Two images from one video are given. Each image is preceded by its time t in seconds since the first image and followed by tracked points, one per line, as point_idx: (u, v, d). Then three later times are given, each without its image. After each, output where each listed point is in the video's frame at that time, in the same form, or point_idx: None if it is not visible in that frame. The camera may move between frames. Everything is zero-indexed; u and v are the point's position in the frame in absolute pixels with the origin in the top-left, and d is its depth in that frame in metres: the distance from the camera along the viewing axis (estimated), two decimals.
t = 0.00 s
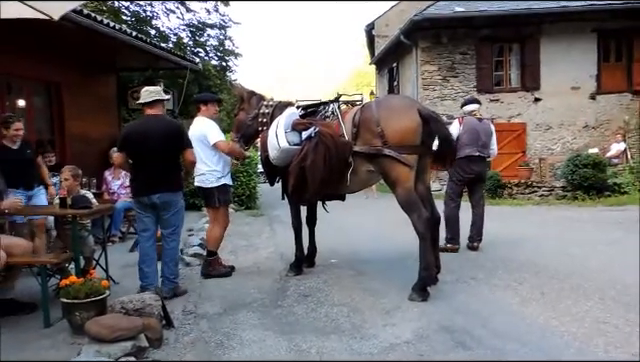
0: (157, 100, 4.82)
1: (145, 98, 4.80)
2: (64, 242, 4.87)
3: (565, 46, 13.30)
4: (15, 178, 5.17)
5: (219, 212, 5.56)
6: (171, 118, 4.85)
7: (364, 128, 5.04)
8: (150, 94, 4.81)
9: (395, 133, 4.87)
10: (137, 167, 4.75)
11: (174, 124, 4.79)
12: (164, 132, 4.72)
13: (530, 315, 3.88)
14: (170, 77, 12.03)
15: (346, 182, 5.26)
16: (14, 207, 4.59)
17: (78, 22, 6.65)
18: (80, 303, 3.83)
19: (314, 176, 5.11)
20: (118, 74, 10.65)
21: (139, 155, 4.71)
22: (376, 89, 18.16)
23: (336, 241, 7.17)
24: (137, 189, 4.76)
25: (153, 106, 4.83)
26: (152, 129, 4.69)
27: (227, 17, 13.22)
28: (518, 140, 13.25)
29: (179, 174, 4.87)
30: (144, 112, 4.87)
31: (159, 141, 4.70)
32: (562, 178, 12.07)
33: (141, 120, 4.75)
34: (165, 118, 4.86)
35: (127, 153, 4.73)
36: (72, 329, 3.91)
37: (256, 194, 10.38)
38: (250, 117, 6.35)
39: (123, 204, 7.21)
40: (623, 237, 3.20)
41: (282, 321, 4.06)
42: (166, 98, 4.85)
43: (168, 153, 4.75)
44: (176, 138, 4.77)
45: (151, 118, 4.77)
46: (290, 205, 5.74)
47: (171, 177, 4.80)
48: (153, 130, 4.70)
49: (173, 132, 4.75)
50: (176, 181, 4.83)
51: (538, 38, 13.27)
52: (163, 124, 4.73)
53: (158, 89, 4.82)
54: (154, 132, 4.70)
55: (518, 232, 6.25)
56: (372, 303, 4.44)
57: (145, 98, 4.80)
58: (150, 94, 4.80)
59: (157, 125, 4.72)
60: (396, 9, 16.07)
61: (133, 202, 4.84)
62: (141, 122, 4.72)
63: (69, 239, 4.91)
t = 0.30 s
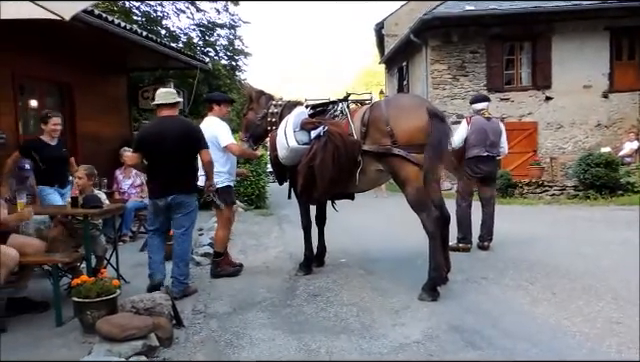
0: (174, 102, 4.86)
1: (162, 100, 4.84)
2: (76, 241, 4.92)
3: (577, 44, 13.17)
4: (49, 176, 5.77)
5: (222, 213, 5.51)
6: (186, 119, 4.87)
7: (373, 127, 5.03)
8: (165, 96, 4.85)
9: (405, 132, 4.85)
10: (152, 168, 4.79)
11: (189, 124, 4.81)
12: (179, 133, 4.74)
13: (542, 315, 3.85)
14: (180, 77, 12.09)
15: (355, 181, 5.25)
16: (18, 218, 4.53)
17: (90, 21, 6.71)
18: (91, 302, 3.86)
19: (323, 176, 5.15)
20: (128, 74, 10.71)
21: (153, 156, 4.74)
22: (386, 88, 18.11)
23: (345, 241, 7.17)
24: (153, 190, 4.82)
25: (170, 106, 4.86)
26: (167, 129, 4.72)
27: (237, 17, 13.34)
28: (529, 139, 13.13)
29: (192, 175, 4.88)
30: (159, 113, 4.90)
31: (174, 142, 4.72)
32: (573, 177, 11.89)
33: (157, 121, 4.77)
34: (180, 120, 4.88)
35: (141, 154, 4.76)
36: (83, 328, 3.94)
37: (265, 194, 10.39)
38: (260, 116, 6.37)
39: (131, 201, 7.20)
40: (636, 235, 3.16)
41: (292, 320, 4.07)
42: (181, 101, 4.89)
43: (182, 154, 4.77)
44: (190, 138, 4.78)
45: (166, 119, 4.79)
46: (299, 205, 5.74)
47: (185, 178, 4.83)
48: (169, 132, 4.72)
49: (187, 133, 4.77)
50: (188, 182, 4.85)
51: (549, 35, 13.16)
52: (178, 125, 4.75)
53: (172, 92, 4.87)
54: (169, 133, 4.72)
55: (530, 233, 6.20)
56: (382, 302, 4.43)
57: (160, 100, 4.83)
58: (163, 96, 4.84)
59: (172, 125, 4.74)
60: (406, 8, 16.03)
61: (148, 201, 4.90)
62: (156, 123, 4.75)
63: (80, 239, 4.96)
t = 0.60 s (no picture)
0: (178, 101, 4.87)
1: (166, 99, 4.84)
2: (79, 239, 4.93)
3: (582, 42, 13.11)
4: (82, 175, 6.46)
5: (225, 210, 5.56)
6: (190, 117, 4.87)
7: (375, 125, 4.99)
8: (169, 94, 4.85)
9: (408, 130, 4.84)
10: (156, 167, 4.79)
11: (194, 123, 4.81)
12: (184, 130, 4.73)
13: (544, 315, 3.84)
14: (184, 75, 12.09)
15: (358, 179, 5.24)
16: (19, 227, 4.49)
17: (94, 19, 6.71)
18: (93, 300, 3.87)
19: (326, 173, 5.12)
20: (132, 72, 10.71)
21: (157, 154, 4.74)
22: (389, 86, 18.05)
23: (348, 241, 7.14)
24: (157, 188, 4.83)
25: (174, 105, 4.87)
26: (172, 127, 4.71)
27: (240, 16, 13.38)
28: (533, 138, 12.89)
29: (196, 173, 4.89)
30: (163, 112, 4.91)
31: (179, 139, 4.71)
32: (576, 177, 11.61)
33: (162, 119, 4.77)
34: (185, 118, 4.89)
35: (145, 152, 4.76)
36: (86, 325, 3.95)
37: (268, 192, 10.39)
38: (264, 114, 6.37)
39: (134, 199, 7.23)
40: None
41: (294, 318, 4.06)
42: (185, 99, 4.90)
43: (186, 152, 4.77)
44: (195, 137, 4.78)
45: (171, 116, 4.79)
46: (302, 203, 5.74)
47: (188, 177, 4.83)
48: (174, 130, 4.71)
49: (192, 130, 4.76)
50: (192, 181, 4.85)
51: (553, 33, 13.11)
52: (182, 122, 4.75)
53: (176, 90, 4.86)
54: (174, 130, 4.71)
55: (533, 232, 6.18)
56: (384, 301, 4.42)
57: (164, 98, 4.83)
58: (165, 95, 4.83)
59: (176, 123, 4.74)
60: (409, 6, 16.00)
61: (151, 199, 4.91)
62: (161, 121, 4.75)
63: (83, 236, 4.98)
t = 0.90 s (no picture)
0: (179, 98, 4.87)
1: (168, 96, 4.84)
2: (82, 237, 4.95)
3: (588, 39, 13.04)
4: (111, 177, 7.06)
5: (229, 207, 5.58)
6: (192, 115, 4.87)
7: (378, 123, 5.00)
8: (169, 92, 4.84)
9: (410, 128, 4.82)
10: (157, 165, 4.80)
11: (194, 120, 4.81)
12: (185, 128, 4.74)
13: (549, 314, 3.82)
14: (188, 74, 12.09)
15: (361, 177, 5.23)
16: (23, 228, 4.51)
17: (97, 18, 6.70)
18: (97, 298, 3.88)
19: (328, 171, 5.07)
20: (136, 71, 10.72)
21: (158, 152, 4.75)
22: (393, 85, 18.02)
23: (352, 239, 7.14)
24: (159, 186, 4.83)
25: (176, 103, 4.88)
26: (173, 125, 4.72)
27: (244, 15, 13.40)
28: (537, 136, 13.04)
29: (196, 171, 4.89)
30: (164, 109, 4.91)
31: (180, 138, 4.72)
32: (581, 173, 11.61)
33: (164, 117, 4.78)
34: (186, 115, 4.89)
35: (146, 150, 4.76)
36: (89, 324, 3.96)
37: (271, 189, 10.41)
38: (267, 112, 6.38)
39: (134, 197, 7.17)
40: None
41: (296, 317, 4.06)
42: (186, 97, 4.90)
43: (188, 150, 4.76)
44: (196, 135, 4.78)
45: (172, 114, 4.80)
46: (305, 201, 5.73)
47: (190, 174, 4.84)
48: (176, 128, 4.72)
49: (193, 128, 4.77)
50: (193, 179, 4.86)
51: (558, 31, 13.04)
52: (184, 121, 4.76)
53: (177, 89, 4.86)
54: (175, 128, 4.71)
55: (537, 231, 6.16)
56: (387, 299, 4.41)
57: (165, 96, 4.83)
58: (167, 93, 4.83)
59: (178, 121, 4.75)
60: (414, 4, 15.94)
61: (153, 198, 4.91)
62: (163, 119, 4.75)
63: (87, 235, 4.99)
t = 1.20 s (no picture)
0: (183, 96, 4.87)
1: (172, 93, 4.85)
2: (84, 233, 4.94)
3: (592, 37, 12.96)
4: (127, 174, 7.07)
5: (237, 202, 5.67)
6: (195, 112, 4.87)
7: (380, 120, 4.99)
8: (173, 90, 4.87)
9: (413, 125, 4.80)
10: (158, 161, 4.80)
11: (197, 118, 4.81)
12: (189, 125, 4.74)
13: (550, 312, 3.81)
14: (190, 71, 12.07)
15: (363, 175, 5.21)
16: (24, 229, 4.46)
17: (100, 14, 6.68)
18: (98, 294, 3.88)
19: (330, 169, 5.07)
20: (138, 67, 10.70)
21: (161, 149, 4.74)
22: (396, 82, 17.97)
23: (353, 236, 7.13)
24: (160, 182, 4.82)
25: (179, 100, 4.87)
26: (176, 122, 4.72)
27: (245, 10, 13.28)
28: (540, 134, 12.69)
29: (197, 168, 4.87)
30: (168, 107, 4.91)
31: (184, 135, 4.72)
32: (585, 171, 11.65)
33: (167, 114, 4.78)
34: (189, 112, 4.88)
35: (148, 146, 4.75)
36: (90, 320, 3.96)
37: (273, 186, 10.41)
38: (269, 108, 6.36)
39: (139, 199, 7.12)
40: None
41: (297, 313, 4.06)
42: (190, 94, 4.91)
43: (191, 147, 4.76)
44: (199, 132, 4.78)
45: (175, 111, 4.80)
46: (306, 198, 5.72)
47: (193, 171, 4.84)
48: (180, 125, 4.72)
49: (197, 125, 4.76)
50: (195, 175, 4.86)
51: (562, 28, 12.97)
52: (188, 118, 4.76)
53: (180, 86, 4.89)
54: (178, 125, 4.71)
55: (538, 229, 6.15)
56: (388, 296, 4.41)
57: (169, 94, 4.85)
58: (170, 91, 4.85)
59: (181, 118, 4.75)
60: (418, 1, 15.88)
61: (155, 194, 4.91)
62: (167, 116, 4.75)
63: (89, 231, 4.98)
